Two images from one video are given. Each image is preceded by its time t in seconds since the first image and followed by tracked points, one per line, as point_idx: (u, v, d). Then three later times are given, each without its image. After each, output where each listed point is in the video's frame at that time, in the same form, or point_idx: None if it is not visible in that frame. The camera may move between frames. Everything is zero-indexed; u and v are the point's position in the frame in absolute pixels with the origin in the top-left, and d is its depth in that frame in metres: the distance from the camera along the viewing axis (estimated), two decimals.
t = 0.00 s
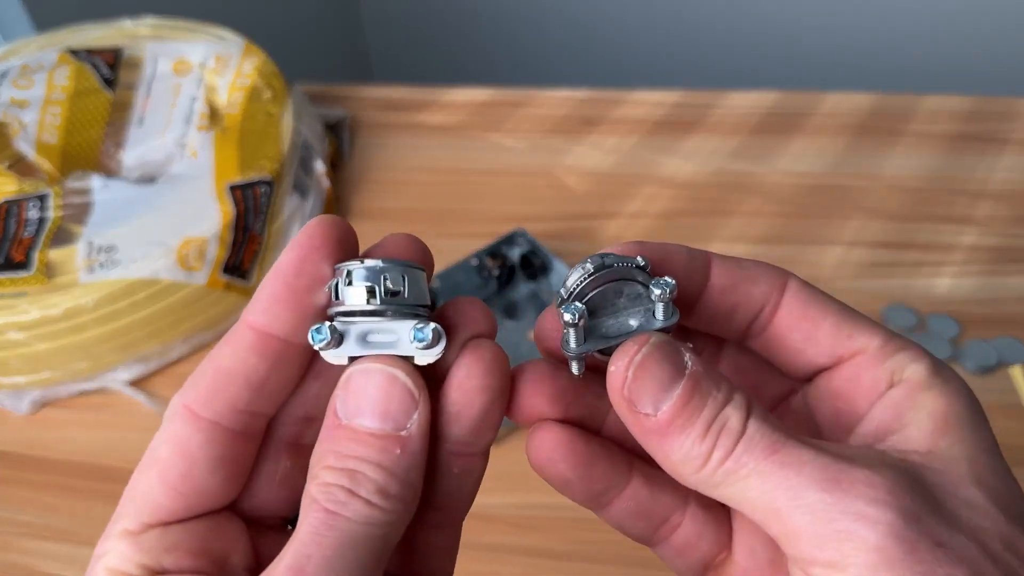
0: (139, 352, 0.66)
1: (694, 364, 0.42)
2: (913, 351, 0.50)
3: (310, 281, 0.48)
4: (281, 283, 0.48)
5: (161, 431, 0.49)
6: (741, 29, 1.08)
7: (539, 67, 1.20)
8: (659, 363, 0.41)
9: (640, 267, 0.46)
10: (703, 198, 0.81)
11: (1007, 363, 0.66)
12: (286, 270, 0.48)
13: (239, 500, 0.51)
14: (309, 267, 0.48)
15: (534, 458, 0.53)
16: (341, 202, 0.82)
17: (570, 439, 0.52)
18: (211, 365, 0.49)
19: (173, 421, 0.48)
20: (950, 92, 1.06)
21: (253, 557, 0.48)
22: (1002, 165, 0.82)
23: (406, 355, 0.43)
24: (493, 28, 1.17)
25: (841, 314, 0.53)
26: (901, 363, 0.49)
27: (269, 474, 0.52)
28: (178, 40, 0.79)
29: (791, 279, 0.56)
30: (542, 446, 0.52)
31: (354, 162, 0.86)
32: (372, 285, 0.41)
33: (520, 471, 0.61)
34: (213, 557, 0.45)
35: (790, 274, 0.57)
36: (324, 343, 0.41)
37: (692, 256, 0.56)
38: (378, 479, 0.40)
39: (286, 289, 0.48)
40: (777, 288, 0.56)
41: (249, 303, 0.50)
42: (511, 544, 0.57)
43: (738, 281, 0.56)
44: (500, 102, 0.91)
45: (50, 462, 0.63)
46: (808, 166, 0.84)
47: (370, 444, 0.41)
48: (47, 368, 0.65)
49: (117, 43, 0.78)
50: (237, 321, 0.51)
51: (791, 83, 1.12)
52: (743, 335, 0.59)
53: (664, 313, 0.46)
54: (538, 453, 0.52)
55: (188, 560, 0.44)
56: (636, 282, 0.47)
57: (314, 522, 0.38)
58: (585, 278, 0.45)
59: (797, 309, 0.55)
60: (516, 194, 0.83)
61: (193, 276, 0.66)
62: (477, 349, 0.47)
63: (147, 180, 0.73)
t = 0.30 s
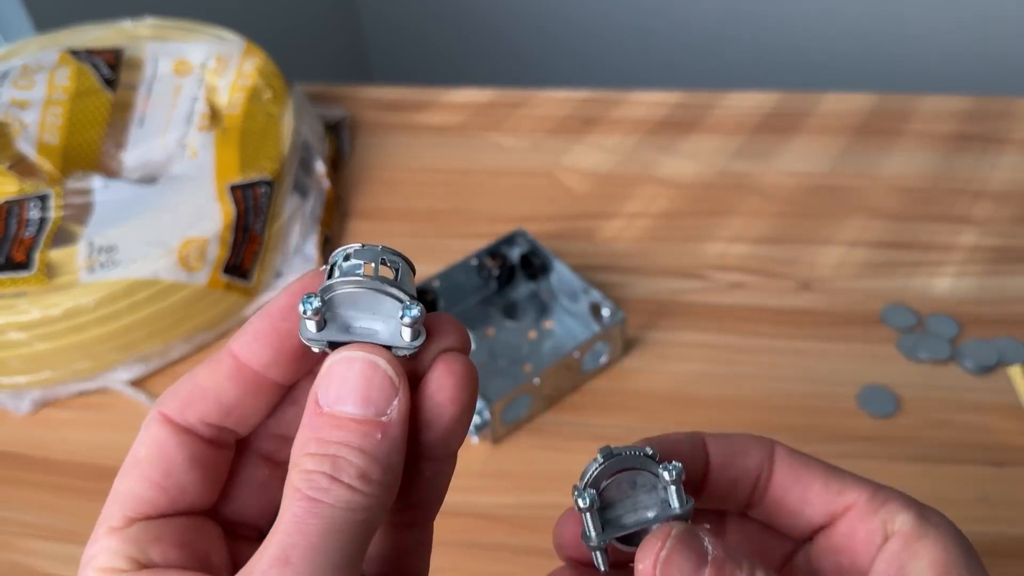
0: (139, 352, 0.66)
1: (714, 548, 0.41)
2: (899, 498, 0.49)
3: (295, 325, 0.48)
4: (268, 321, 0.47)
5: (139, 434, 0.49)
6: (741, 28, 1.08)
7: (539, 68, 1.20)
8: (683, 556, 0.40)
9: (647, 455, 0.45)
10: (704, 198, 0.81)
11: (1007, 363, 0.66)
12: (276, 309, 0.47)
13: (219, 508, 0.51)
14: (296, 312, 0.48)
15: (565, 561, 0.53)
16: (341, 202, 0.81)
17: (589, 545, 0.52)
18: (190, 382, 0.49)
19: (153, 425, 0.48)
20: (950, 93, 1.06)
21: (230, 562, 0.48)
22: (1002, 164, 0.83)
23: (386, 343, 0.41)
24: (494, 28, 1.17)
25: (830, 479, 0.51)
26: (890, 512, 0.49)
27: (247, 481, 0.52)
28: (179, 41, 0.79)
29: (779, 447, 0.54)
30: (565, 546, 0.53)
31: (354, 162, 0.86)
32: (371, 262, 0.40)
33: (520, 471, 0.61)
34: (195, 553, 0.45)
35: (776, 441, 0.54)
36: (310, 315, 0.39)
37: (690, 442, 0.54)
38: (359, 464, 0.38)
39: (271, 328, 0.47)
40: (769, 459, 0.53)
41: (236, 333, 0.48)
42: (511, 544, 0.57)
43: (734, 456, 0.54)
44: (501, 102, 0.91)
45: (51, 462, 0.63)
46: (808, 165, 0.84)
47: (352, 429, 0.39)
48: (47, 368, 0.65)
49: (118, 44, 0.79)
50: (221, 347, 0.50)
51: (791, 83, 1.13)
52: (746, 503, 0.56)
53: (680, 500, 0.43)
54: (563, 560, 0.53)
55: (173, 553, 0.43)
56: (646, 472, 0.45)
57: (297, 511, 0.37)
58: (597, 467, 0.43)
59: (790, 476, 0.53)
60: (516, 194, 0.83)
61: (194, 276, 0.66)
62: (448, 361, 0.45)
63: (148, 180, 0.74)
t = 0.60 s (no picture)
0: (141, 352, 0.67)
1: None
2: None
3: (278, 380, 0.48)
4: (253, 373, 0.47)
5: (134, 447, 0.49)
6: (740, 29, 1.08)
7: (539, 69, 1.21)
8: None
9: None
10: (703, 198, 0.82)
11: (1005, 363, 0.66)
12: (263, 362, 0.48)
13: (217, 518, 0.52)
14: (281, 368, 0.48)
15: None
16: (340, 202, 0.81)
17: None
18: (173, 413, 0.49)
19: (141, 442, 0.49)
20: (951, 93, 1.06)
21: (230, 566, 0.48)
22: (1001, 165, 0.83)
23: (382, 342, 0.42)
24: (494, 29, 1.17)
25: None
26: None
27: (245, 487, 0.52)
28: (180, 42, 0.80)
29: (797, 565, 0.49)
30: None
31: (354, 162, 0.86)
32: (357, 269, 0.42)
33: (520, 470, 0.61)
34: (193, 557, 0.45)
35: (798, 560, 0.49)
36: (306, 315, 0.40)
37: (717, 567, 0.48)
38: (360, 463, 0.39)
39: (254, 381, 0.47)
40: None
41: (222, 380, 0.48)
42: (511, 542, 0.57)
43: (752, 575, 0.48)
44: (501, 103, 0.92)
45: (53, 461, 0.63)
46: (806, 165, 0.84)
47: (352, 431, 0.39)
48: (49, 368, 0.65)
49: (120, 45, 0.79)
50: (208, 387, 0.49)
51: (791, 84, 1.13)
52: None
53: None
54: None
55: (173, 555, 0.44)
56: None
57: (299, 511, 0.37)
58: None
59: None
60: (516, 194, 0.83)
61: (196, 276, 0.66)
62: (441, 377, 0.46)
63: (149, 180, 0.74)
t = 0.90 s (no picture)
0: (143, 351, 0.67)
1: None
2: None
3: (281, 376, 0.48)
4: (256, 369, 0.48)
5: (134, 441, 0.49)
6: (740, 29, 1.09)
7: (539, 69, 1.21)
8: None
9: None
10: (702, 199, 0.82)
11: (1004, 363, 0.67)
12: (266, 359, 0.48)
13: (219, 512, 0.52)
14: (284, 364, 0.48)
15: None
16: (340, 202, 0.82)
17: None
18: (175, 407, 0.49)
19: (142, 436, 0.49)
20: (949, 94, 1.07)
21: (234, 558, 0.48)
22: (1000, 165, 0.83)
23: (385, 331, 0.42)
24: (494, 29, 1.17)
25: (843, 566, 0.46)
26: None
27: (247, 482, 0.53)
28: (180, 43, 0.80)
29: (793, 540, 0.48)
30: None
31: (354, 163, 0.87)
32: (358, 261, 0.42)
33: (519, 469, 0.62)
34: (199, 551, 0.45)
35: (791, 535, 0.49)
36: (307, 305, 0.41)
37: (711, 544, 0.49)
38: (364, 457, 0.39)
39: (258, 377, 0.48)
40: (784, 553, 0.48)
41: (224, 375, 0.48)
42: (511, 541, 0.58)
43: (748, 554, 0.48)
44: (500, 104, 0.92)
45: (55, 461, 0.63)
46: (805, 166, 0.85)
47: (356, 423, 0.39)
48: (51, 368, 0.65)
49: (121, 45, 0.79)
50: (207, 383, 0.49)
51: (790, 83, 1.13)
52: None
53: None
54: None
55: (178, 549, 0.44)
56: None
57: (304, 505, 0.37)
58: None
59: None
60: (516, 195, 0.83)
61: (197, 276, 0.66)
62: (445, 365, 0.46)
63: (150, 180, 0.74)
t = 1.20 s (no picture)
0: (143, 351, 0.67)
1: (685, 489, 0.39)
2: (874, 458, 0.48)
3: (275, 381, 0.48)
4: (251, 373, 0.48)
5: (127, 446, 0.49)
6: (739, 29, 1.09)
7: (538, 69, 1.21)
8: (652, 495, 0.38)
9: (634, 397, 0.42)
10: (702, 199, 0.82)
11: (1004, 363, 0.67)
12: (261, 362, 0.48)
13: (213, 517, 0.52)
14: (278, 368, 0.48)
15: None
16: (341, 202, 0.82)
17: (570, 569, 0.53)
18: (168, 411, 0.49)
19: (135, 440, 0.49)
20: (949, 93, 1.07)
21: (227, 564, 0.48)
22: (1000, 165, 0.83)
23: (379, 335, 0.42)
24: (494, 29, 1.17)
25: (806, 427, 0.51)
26: (865, 473, 0.47)
27: (241, 486, 0.53)
28: (180, 43, 0.80)
29: (760, 398, 0.54)
30: None
31: (354, 163, 0.87)
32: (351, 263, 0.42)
33: (519, 469, 0.62)
34: (190, 557, 0.45)
35: (758, 396, 0.54)
36: (300, 309, 0.40)
37: (673, 391, 0.54)
38: (357, 463, 0.39)
39: (252, 381, 0.48)
40: (748, 410, 0.53)
41: (218, 379, 0.48)
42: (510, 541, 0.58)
43: (712, 406, 0.54)
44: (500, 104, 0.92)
45: (55, 461, 0.63)
46: (805, 166, 0.85)
47: (349, 429, 0.39)
48: (51, 368, 0.65)
49: (121, 45, 0.79)
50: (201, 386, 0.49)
51: (790, 83, 1.13)
52: (723, 454, 0.56)
53: (654, 441, 0.42)
54: None
55: (169, 556, 0.44)
56: (630, 412, 0.42)
57: (296, 512, 0.37)
58: (577, 403, 0.42)
59: (769, 427, 0.53)
60: (516, 194, 0.83)
61: (197, 276, 0.66)
62: (440, 368, 0.46)
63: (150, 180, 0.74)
